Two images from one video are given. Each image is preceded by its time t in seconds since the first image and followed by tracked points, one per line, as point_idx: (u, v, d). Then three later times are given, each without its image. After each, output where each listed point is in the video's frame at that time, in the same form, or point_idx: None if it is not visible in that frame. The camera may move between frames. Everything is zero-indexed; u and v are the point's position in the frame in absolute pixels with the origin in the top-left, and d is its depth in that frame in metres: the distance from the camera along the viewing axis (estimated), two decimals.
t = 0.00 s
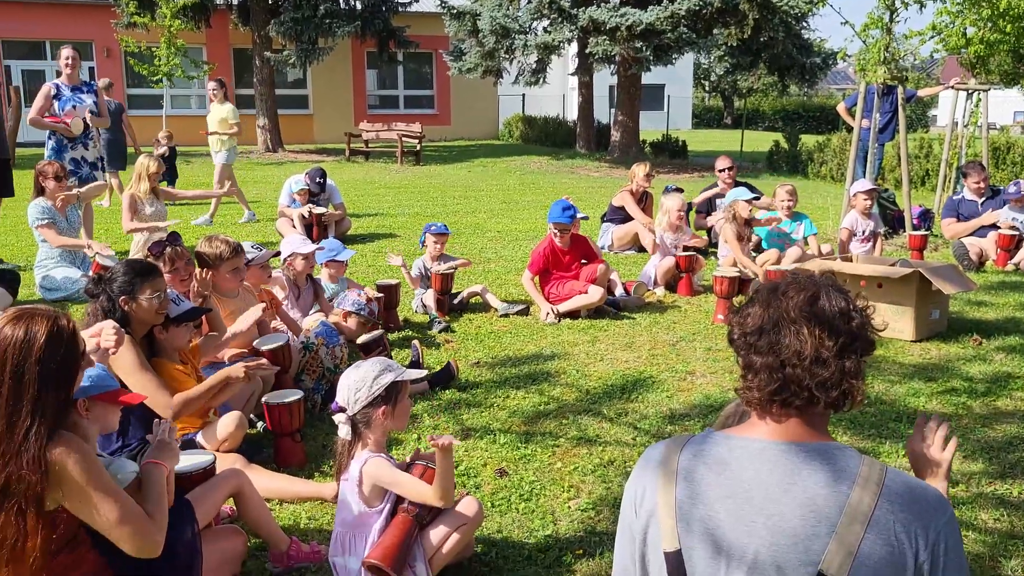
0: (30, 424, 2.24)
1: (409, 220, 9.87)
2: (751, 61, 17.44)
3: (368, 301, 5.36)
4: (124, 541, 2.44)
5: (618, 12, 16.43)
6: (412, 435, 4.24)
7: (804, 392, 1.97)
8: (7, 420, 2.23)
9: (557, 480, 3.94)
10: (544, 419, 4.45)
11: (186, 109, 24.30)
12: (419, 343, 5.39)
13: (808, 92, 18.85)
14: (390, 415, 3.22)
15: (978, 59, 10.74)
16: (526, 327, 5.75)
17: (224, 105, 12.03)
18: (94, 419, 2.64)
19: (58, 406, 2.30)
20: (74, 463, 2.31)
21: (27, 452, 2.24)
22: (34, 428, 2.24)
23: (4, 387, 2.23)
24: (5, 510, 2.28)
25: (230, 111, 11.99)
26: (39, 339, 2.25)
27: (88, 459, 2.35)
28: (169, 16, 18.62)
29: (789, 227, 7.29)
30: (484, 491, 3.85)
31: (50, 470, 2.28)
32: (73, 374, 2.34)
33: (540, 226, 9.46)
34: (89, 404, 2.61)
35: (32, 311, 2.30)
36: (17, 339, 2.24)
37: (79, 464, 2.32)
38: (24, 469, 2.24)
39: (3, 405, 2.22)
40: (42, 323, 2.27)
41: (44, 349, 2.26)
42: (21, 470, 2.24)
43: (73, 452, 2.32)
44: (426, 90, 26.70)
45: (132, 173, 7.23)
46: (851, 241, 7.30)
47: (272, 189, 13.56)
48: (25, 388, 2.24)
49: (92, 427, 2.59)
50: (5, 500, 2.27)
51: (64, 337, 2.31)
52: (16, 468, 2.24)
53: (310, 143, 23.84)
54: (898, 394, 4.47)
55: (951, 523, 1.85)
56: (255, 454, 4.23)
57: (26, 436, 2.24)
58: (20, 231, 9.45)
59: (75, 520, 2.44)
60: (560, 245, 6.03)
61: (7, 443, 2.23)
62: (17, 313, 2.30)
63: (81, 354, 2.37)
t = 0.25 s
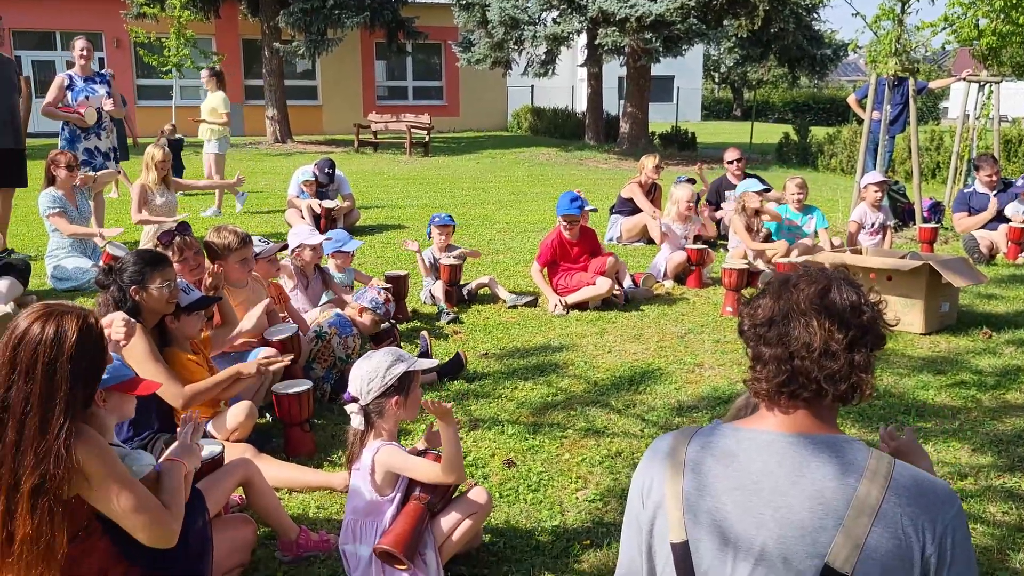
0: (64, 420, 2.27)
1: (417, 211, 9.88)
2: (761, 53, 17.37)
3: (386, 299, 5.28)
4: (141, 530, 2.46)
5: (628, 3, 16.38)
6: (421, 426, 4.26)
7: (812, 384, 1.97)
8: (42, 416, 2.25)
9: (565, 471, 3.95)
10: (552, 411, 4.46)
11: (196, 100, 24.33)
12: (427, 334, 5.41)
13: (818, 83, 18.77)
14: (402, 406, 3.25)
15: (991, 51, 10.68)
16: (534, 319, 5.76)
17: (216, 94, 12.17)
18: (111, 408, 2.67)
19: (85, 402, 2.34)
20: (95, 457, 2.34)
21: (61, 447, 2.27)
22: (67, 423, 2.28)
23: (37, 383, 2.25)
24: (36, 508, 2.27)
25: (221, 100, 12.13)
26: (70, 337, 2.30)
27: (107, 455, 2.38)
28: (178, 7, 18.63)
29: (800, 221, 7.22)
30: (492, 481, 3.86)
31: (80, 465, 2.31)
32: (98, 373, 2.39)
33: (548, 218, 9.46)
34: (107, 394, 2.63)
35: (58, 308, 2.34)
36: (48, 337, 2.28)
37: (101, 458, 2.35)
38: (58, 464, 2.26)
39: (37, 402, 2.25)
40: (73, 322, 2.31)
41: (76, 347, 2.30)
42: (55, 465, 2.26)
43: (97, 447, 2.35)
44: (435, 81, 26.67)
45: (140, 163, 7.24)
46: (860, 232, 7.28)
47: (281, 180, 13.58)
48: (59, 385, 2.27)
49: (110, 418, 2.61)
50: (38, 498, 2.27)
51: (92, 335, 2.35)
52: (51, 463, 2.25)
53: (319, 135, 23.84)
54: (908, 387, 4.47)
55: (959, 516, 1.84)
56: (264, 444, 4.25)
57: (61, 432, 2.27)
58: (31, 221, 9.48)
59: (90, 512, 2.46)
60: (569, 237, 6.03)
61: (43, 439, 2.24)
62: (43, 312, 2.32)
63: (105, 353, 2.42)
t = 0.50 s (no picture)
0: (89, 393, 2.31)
1: (428, 200, 9.88)
2: (775, 42, 17.27)
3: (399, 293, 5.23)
4: (167, 492, 2.54)
5: None
6: (431, 414, 4.27)
7: (821, 371, 1.96)
8: (67, 393, 2.28)
9: (575, 459, 3.96)
10: (562, 399, 4.47)
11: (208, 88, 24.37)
12: (438, 323, 5.43)
13: (832, 72, 18.64)
14: (412, 394, 3.26)
15: (1007, 40, 10.58)
16: (544, 308, 5.77)
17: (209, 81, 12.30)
18: (126, 389, 2.68)
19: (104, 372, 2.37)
20: (116, 428, 2.41)
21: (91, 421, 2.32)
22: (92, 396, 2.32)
23: (54, 361, 2.26)
24: (76, 482, 2.34)
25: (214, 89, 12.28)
26: (81, 312, 2.30)
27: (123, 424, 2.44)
28: None
29: (816, 212, 7.20)
30: (502, 469, 3.88)
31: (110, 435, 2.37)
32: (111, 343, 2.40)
33: (559, 207, 9.45)
34: (122, 375, 2.63)
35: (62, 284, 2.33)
36: (59, 314, 2.28)
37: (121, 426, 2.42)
38: (90, 437, 2.32)
39: (58, 379, 2.27)
40: (82, 297, 2.31)
41: (89, 321, 2.31)
42: (88, 438, 2.32)
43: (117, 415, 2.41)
44: (446, 70, 26.61)
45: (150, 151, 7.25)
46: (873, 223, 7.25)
47: (293, 168, 13.60)
48: (78, 360, 2.29)
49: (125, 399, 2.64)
50: (77, 471, 2.33)
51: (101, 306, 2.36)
52: (85, 438, 2.31)
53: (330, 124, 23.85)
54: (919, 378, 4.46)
55: (970, 504, 1.84)
56: (276, 431, 4.28)
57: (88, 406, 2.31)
58: (45, 208, 9.53)
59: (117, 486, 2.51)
60: (580, 226, 6.03)
61: (71, 415, 2.29)
62: (50, 289, 2.33)
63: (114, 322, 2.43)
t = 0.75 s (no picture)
0: (89, 358, 2.47)
1: (441, 187, 9.88)
2: (790, 29, 17.14)
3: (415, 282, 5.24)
4: (191, 441, 2.65)
5: None
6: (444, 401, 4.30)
7: (819, 354, 1.96)
8: (67, 359, 2.45)
9: (587, 446, 3.97)
10: (573, 386, 4.48)
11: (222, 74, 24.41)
12: (450, 310, 5.44)
13: (848, 60, 18.48)
14: (424, 377, 3.27)
15: None
16: (557, 296, 5.78)
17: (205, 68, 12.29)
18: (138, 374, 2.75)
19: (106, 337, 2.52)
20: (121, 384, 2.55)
21: (93, 383, 2.48)
22: (94, 359, 2.48)
23: (53, 329, 2.43)
24: (86, 442, 2.51)
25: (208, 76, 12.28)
26: (72, 282, 2.43)
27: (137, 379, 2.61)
28: None
29: (834, 200, 7.20)
30: (514, 456, 3.89)
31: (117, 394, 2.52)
32: (111, 309, 2.54)
33: (572, 195, 9.43)
34: (134, 361, 2.72)
35: (60, 258, 2.48)
36: (53, 284, 2.43)
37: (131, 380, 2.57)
38: (94, 399, 2.48)
39: (59, 346, 2.44)
40: (73, 269, 2.44)
41: (83, 289, 2.45)
42: (92, 399, 2.48)
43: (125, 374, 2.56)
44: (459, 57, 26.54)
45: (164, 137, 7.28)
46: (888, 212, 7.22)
47: (306, 155, 13.62)
48: (76, 327, 2.45)
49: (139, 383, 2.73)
50: (86, 432, 2.50)
51: (97, 275, 2.49)
52: (88, 400, 2.47)
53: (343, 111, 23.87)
54: (932, 367, 4.44)
55: (982, 492, 1.82)
56: (289, 416, 4.31)
57: (89, 369, 2.47)
58: (60, 194, 9.59)
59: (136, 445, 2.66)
60: (593, 214, 6.02)
61: (73, 377, 2.45)
62: (47, 262, 2.48)
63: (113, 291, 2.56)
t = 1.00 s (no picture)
0: (85, 331, 2.50)
1: (453, 175, 9.89)
2: (805, 17, 17.03)
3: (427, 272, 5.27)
4: (198, 414, 2.63)
5: None
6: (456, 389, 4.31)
7: (810, 332, 1.98)
8: (64, 334, 2.50)
9: (598, 435, 3.98)
10: (585, 375, 4.49)
11: (234, 62, 24.45)
12: (462, 298, 5.46)
13: (863, 48, 18.35)
14: (437, 364, 3.27)
15: None
16: (568, 284, 5.78)
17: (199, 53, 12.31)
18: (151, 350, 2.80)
19: (105, 313, 2.55)
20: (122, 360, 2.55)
21: (88, 357, 2.50)
22: (89, 334, 2.51)
23: (51, 305, 2.49)
24: (80, 416, 2.53)
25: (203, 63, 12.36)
26: (70, 261, 2.48)
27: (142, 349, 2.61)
28: None
29: (851, 189, 7.26)
30: (525, 444, 3.91)
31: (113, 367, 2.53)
32: (112, 287, 2.58)
33: (584, 184, 9.42)
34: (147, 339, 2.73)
35: (62, 238, 2.53)
36: (51, 262, 2.48)
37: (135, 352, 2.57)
38: (87, 372, 2.50)
39: (55, 321, 2.50)
40: (71, 249, 2.48)
41: (80, 266, 2.49)
42: (87, 373, 2.50)
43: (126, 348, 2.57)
44: (472, 45, 26.48)
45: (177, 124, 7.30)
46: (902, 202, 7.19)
47: (318, 143, 13.64)
48: (72, 303, 2.49)
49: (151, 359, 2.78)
50: (80, 406, 2.53)
51: (96, 253, 2.54)
52: (81, 376, 2.50)
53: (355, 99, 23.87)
54: (946, 358, 4.43)
55: (994, 480, 1.79)
56: (301, 403, 4.34)
57: (84, 344, 2.50)
58: (75, 181, 9.64)
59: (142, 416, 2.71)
60: (605, 202, 6.01)
61: (68, 353, 2.50)
62: (51, 242, 2.53)
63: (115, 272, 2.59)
